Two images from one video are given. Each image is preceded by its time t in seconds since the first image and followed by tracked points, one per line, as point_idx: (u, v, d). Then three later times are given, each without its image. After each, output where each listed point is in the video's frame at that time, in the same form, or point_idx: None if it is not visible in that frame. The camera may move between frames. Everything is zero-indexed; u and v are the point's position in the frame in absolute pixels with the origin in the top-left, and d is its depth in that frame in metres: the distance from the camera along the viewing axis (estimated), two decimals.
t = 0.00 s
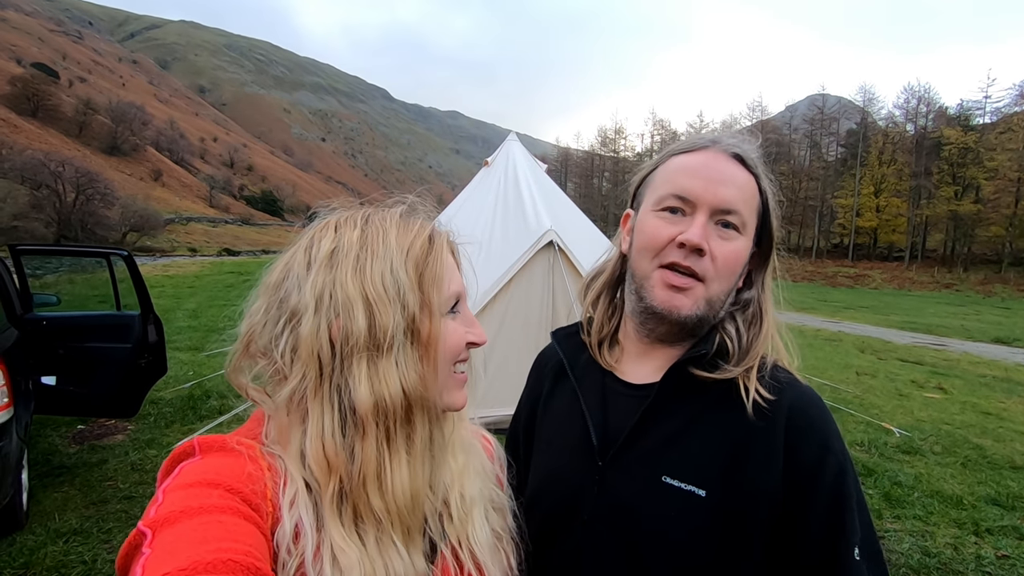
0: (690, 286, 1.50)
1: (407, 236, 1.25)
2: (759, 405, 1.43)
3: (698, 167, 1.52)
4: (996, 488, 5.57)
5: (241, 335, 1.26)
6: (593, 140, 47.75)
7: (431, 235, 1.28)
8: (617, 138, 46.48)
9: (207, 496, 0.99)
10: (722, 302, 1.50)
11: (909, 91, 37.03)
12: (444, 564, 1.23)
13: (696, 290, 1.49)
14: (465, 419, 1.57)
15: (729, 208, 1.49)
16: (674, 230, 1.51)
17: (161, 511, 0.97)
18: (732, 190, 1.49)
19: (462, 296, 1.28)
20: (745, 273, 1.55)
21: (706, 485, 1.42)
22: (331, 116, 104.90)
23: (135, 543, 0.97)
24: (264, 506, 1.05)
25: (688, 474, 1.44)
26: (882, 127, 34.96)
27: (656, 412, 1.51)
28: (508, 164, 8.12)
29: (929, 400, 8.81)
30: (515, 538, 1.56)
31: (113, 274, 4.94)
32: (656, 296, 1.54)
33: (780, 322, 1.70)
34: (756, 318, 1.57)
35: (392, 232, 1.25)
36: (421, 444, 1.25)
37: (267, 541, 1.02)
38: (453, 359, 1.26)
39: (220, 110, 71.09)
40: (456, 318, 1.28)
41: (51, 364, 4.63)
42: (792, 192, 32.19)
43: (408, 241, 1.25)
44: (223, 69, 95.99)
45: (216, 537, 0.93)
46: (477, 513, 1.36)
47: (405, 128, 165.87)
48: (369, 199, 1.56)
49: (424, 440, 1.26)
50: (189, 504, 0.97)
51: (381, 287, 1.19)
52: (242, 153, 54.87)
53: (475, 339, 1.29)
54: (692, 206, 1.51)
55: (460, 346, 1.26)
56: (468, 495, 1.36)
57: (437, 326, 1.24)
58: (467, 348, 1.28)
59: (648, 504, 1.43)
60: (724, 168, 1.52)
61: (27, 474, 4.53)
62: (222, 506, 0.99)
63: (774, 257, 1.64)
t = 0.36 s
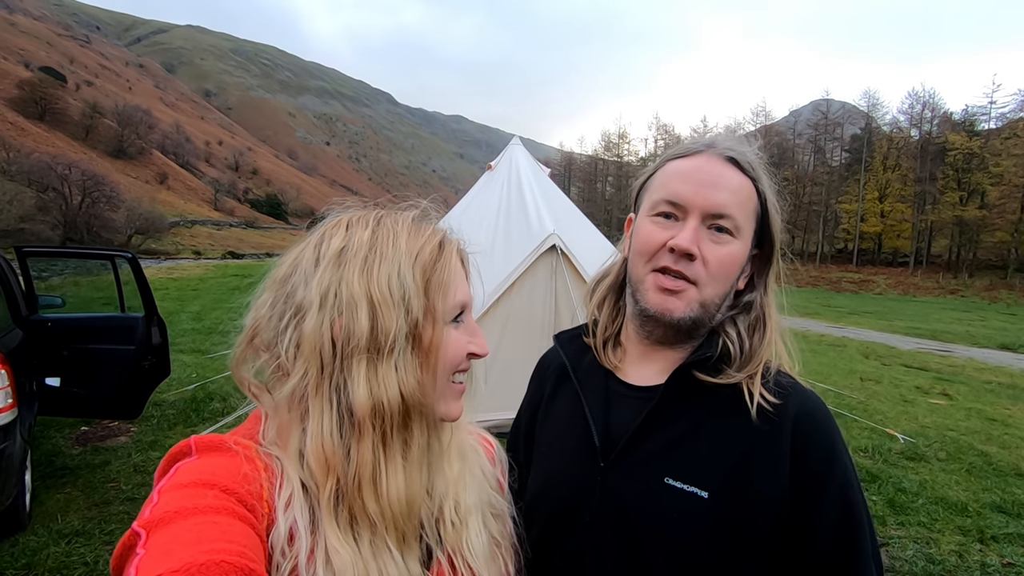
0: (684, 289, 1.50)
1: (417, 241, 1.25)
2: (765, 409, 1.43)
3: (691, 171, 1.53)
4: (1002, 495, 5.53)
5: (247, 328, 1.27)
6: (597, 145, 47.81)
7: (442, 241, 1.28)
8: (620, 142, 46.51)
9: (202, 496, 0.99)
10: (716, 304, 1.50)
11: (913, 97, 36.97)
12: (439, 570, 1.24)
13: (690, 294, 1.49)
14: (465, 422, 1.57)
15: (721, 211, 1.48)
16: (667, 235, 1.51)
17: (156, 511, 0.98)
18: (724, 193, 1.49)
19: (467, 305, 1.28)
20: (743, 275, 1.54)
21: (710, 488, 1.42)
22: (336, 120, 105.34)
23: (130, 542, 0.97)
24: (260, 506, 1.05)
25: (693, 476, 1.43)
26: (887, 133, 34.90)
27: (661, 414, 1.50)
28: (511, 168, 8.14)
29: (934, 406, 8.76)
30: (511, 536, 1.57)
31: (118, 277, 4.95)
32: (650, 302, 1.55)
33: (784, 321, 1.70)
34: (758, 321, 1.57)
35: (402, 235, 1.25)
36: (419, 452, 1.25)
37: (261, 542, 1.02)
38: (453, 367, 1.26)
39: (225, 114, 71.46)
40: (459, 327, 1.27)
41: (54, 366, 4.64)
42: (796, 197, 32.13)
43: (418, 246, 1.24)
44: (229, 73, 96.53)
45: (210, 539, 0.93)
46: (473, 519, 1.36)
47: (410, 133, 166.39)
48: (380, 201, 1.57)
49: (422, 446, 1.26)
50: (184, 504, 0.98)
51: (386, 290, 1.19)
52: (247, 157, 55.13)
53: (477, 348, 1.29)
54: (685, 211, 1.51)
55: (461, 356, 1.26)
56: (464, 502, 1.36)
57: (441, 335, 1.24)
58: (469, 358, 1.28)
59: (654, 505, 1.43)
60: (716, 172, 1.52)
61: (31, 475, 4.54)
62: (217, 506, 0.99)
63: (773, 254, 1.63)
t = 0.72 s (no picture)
0: (679, 293, 1.51)
1: (421, 245, 1.25)
2: (764, 403, 1.45)
3: (679, 176, 1.53)
4: (1000, 497, 5.54)
5: (258, 325, 1.28)
6: (596, 148, 47.86)
7: (445, 246, 1.27)
8: (619, 145, 46.56)
9: (209, 495, 1.00)
10: (712, 304, 1.51)
11: (911, 99, 37.04)
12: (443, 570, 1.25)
13: (686, 297, 1.50)
14: (468, 424, 1.57)
15: (711, 213, 1.49)
16: (658, 240, 1.51)
17: (164, 511, 0.98)
18: (713, 196, 1.49)
19: (469, 312, 1.27)
20: (737, 272, 1.55)
21: (713, 482, 1.43)
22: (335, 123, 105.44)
23: (138, 541, 0.98)
24: (266, 505, 1.05)
25: (697, 472, 1.44)
26: (885, 136, 34.96)
27: (664, 414, 1.51)
28: (511, 170, 8.15)
29: (933, 408, 8.77)
30: (514, 531, 1.58)
31: (118, 279, 4.95)
32: (646, 305, 1.55)
33: (782, 316, 1.70)
34: (755, 317, 1.58)
35: (405, 239, 1.25)
36: (419, 456, 1.26)
37: (268, 542, 1.02)
38: (454, 374, 1.25)
39: (224, 117, 71.49)
40: (461, 334, 1.27)
41: (55, 367, 4.65)
42: (795, 200, 32.19)
43: (422, 250, 1.24)
44: (229, 75, 96.63)
45: (216, 538, 0.94)
46: (476, 524, 1.37)
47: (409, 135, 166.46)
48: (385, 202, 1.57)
49: (422, 450, 1.27)
50: (192, 503, 0.98)
51: (387, 295, 1.19)
52: (246, 159, 55.15)
53: (479, 354, 1.28)
54: (675, 215, 1.51)
55: (463, 362, 1.25)
56: (467, 506, 1.36)
57: (441, 341, 1.23)
58: (469, 367, 1.26)
59: (658, 503, 1.44)
60: (703, 174, 1.52)
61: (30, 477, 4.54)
62: (224, 505, 1.00)
63: (768, 251, 1.63)
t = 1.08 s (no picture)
0: (660, 299, 1.52)
1: (408, 244, 1.25)
2: (765, 412, 1.48)
3: (659, 183, 1.53)
4: (994, 496, 5.57)
5: (254, 327, 1.30)
6: (592, 148, 47.91)
7: (435, 244, 1.27)
8: (616, 146, 46.58)
9: (207, 496, 1.00)
10: (696, 310, 1.52)
11: (905, 100, 37.21)
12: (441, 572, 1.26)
13: (665, 303, 1.51)
14: (467, 426, 1.57)
15: (690, 218, 1.48)
16: (638, 248, 1.54)
17: (160, 512, 0.99)
18: (692, 201, 1.49)
19: (458, 312, 1.25)
20: (725, 274, 1.55)
21: (720, 479, 1.44)
22: (331, 124, 105.31)
23: (134, 542, 0.98)
24: (263, 507, 1.06)
25: (704, 469, 1.46)
26: (879, 136, 35.10)
27: (670, 415, 1.52)
28: (507, 171, 8.16)
29: (928, 408, 8.82)
30: (512, 533, 1.59)
31: (113, 280, 4.92)
32: (630, 311, 1.58)
33: (778, 312, 1.70)
34: (752, 321, 1.59)
35: (392, 239, 1.24)
36: (409, 457, 1.26)
37: (265, 545, 1.03)
38: (443, 376, 1.24)
39: (219, 118, 71.32)
40: (451, 335, 1.25)
41: (50, 370, 4.64)
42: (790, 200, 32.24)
43: (410, 250, 1.24)
44: (224, 76, 96.45)
45: (213, 541, 0.94)
46: (475, 530, 1.38)
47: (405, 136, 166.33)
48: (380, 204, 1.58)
49: (412, 453, 1.27)
50: (188, 505, 0.99)
51: (372, 295, 1.19)
52: (242, 160, 55.03)
53: (471, 356, 1.26)
54: (654, 221, 1.52)
55: (452, 363, 1.23)
56: (467, 513, 1.38)
57: (427, 342, 1.22)
58: (461, 367, 1.25)
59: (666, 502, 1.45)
60: (685, 180, 1.52)
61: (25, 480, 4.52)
62: (221, 507, 1.00)
63: (762, 249, 1.63)
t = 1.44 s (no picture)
0: (676, 312, 1.55)
1: (360, 232, 1.28)
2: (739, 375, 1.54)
3: (683, 197, 1.50)
4: (988, 493, 5.60)
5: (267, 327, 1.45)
6: (588, 148, 47.92)
7: (386, 229, 1.27)
8: (612, 145, 46.53)
9: (209, 496, 1.00)
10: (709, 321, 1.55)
11: (900, 100, 37.32)
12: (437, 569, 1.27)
13: (682, 315, 1.54)
14: (474, 432, 1.57)
15: (715, 237, 1.48)
16: (660, 259, 1.52)
17: (164, 510, 0.98)
18: (716, 219, 1.48)
19: (407, 300, 1.22)
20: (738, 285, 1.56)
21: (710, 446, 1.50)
22: (327, 124, 105.09)
23: (137, 541, 0.99)
24: (264, 505, 1.06)
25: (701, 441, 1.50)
26: (874, 136, 35.16)
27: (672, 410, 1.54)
28: (504, 171, 8.15)
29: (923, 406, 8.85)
30: (515, 550, 1.58)
31: (108, 281, 4.91)
32: (645, 321, 1.59)
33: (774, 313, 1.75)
34: (752, 323, 1.61)
35: (349, 231, 1.29)
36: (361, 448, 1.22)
37: (267, 542, 1.03)
38: (391, 368, 1.19)
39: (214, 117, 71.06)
40: (407, 326, 1.22)
41: (45, 371, 4.63)
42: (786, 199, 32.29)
43: (359, 237, 1.27)
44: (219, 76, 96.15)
45: (216, 540, 0.94)
46: (481, 546, 1.40)
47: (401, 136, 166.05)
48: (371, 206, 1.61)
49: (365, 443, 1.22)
50: (192, 503, 0.99)
51: (322, 282, 1.24)
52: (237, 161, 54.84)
53: (424, 349, 1.19)
54: (677, 235, 1.51)
55: (402, 352, 1.18)
56: (469, 526, 1.40)
57: (367, 328, 1.21)
58: (412, 358, 1.19)
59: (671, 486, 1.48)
60: (708, 195, 1.49)
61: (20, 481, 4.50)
62: (223, 506, 1.00)
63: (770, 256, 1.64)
